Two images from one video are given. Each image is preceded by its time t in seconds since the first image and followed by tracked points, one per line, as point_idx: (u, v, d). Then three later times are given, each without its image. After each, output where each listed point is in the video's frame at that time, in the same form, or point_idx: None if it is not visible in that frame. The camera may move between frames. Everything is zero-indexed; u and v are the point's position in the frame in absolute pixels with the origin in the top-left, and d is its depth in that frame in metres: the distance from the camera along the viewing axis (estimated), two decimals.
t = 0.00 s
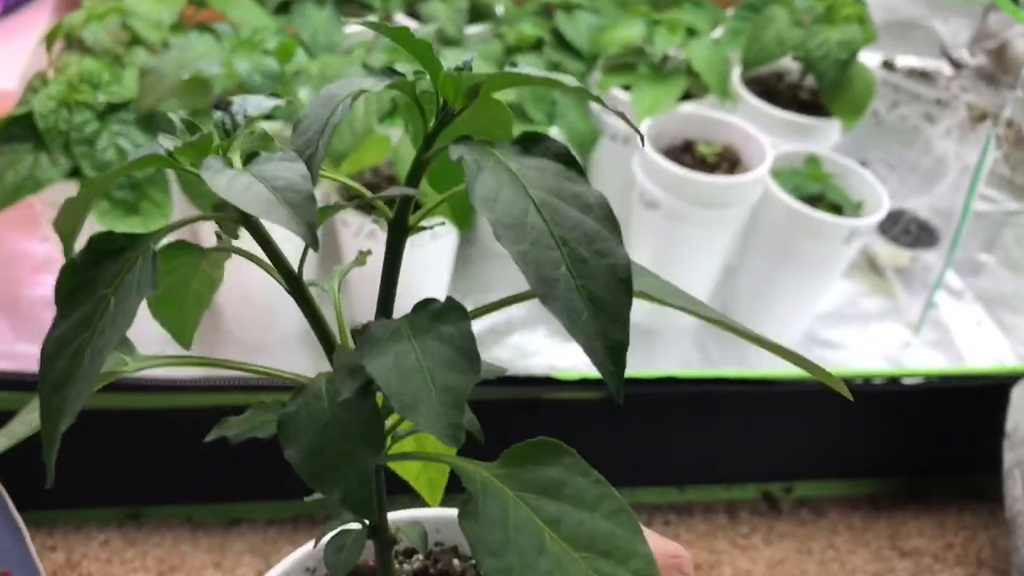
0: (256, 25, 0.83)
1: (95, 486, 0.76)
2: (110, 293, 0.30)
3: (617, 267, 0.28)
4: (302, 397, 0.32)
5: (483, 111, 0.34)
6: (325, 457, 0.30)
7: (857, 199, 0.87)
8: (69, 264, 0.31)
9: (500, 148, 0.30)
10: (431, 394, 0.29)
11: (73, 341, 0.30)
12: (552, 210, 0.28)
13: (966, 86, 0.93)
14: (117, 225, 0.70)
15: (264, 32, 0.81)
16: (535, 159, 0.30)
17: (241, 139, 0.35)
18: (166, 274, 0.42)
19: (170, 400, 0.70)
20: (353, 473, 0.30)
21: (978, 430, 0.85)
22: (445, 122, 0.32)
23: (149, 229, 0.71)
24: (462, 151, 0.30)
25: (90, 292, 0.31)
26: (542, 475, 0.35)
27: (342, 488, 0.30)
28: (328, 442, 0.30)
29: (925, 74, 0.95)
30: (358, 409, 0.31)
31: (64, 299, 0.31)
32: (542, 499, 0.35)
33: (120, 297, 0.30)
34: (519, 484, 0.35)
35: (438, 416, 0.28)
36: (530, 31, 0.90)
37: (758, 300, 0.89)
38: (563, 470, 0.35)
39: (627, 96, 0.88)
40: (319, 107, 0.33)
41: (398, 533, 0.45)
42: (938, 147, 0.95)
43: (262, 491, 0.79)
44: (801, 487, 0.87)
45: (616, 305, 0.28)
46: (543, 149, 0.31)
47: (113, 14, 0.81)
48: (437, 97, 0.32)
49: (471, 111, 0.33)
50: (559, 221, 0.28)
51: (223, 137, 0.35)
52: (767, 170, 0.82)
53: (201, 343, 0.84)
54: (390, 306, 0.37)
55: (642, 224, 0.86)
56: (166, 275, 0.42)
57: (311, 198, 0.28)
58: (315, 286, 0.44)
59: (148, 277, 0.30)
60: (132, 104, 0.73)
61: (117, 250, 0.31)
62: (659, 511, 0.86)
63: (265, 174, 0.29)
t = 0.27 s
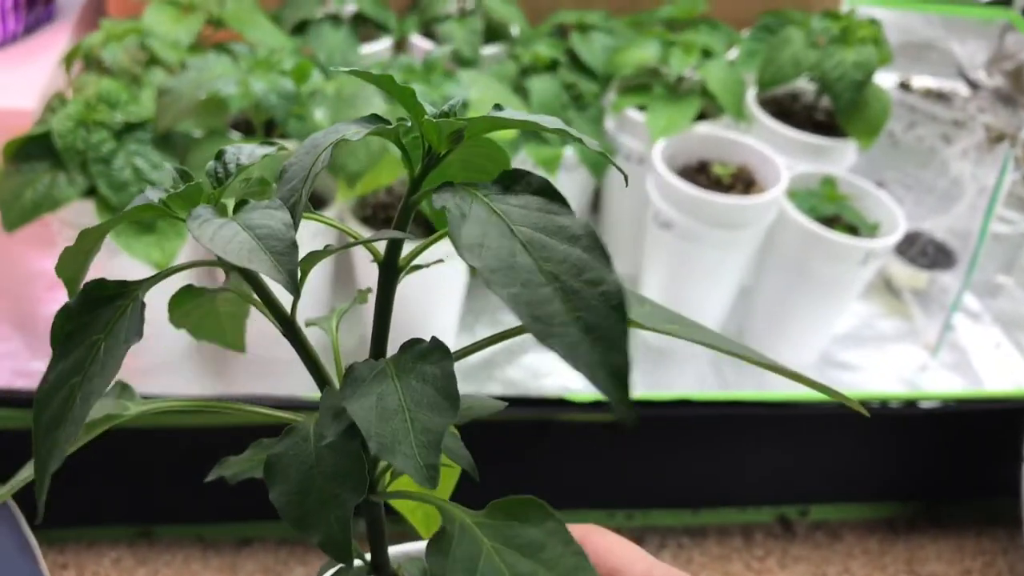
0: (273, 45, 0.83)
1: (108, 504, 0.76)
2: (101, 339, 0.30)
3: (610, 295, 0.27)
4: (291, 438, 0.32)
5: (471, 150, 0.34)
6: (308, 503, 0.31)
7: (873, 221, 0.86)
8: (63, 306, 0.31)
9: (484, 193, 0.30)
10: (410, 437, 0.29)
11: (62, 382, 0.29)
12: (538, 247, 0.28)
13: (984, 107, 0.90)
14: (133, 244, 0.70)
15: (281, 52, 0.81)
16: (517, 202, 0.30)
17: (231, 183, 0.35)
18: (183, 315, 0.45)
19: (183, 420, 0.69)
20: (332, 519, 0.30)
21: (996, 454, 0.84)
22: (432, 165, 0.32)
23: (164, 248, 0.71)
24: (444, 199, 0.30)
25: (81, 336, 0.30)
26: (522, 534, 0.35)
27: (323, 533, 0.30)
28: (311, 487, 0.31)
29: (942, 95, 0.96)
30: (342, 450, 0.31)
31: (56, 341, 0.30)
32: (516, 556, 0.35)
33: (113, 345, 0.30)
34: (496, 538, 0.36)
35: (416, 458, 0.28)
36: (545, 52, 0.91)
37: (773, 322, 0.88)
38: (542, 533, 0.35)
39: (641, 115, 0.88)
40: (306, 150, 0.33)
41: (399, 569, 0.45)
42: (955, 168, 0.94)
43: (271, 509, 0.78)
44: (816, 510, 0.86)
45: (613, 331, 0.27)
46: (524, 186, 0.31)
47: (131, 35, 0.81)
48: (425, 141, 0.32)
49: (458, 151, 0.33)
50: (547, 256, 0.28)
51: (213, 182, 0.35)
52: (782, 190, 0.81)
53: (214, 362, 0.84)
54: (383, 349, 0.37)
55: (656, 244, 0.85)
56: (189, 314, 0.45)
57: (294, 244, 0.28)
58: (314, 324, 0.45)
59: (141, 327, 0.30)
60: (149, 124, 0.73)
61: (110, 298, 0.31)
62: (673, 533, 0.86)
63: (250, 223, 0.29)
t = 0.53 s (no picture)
0: (284, 57, 0.84)
1: (120, 514, 0.76)
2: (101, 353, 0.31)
3: (607, 301, 0.28)
4: (291, 451, 0.33)
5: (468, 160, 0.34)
6: (307, 515, 0.31)
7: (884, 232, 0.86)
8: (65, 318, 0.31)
9: (479, 204, 0.30)
10: (408, 447, 0.29)
11: (63, 397, 0.30)
12: (534, 254, 0.28)
13: (995, 118, 0.91)
14: (146, 254, 0.70)
15: (292, 64, 0.82)
16: (512, 210, 0.30)
17: (229, 199, 0.35)
18: (168, 338, 0.45)
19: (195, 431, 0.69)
20: (331, 530, 0.30)
21: (1009, 467, 0.83)
22: (429, 178, 0.32)
23: (176, 258, 0.71)
24: (440, 210, 0.30)
25: (82, 349, 0.31)
26: (528, 535, 0.36)
27: (322, 545, 0.30)
28: (310, 500, 0.31)
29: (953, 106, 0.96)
30: (342, 462, 0.31)
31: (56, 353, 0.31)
32: (522, 557, 0.36)
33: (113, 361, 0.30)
34: (503, 541, 0.36)
35: (411, 468, 0.28)
36: (555, 63, 0.91)
37: (784, 334, 0.88)
38: (548, 532, 0.36)
39: (651, 127, 0.88)
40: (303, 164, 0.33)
41: None
42: (967, 180, 0.93)
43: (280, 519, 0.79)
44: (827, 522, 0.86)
45: (609, 337, 0.27)
46: (520, 196, 0.31)
47: (144, 46, 0.82)
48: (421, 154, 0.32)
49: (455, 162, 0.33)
50: (544, 264, 0.28)
51: (211, 197, 0.35)
52: (793, 202, 0.81)
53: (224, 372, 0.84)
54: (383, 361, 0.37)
55: (666, 255, 0.85)
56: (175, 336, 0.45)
57: (292, 257, 0.28)
58: (314, 338, 0.46)
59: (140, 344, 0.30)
60: (162, 135, 0.74)
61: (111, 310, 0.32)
62: (683, 545, 0.86)
63: (248, 238, 0.29)
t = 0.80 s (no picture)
0: (293, 60, 0.84)
1: (129, 516, 0.76)
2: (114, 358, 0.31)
3: (614, 307, 0.28)
4: (301, 453, 0.33)
5: (474, 166, 0.34)
6: (318, 515, 0.31)
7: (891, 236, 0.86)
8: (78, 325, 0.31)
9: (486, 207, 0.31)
10: (419, 447, 0.29)
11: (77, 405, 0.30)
12: (543, 259, 0.28)
13: (1002, 123, 0.90)
14: (155, 257, 0.71)
15: (301, 67, 0.82)
16: (521, 215, 0.30)
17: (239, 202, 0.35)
18: (179, 340, 0.45)
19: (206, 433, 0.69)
20: (343, 531, 0.30)
21: (1017, 472, 0.83)
22: (437, 180, 0.33)
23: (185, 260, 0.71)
24: (450, 214, 0.30)
25: (94, 355, 0.31)
26: (537, 533, 0.36)
27: (333, 543, 0.30)
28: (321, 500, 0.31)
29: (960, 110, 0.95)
30: (352, 462, 0.31)
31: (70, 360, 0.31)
32: (531, 555, 0.36)
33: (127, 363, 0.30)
34: (513, 540, 0.36)
35: (422, 467, 0.28)
36: (563, 67, 0.91)
37: (792, 338, 0.88)
38: (558, 531, 0.36)
39: (659, 130, 0.88)
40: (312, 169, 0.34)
41: None
42: (975, 184, 0.93)
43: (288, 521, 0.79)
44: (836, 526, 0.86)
45: (616, 343, 0.27)
46: (529, 202, 0.31)
47: (154, 49, 0.82)
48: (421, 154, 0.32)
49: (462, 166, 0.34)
50: (552, 269, 0.28)
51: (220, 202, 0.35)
52: (801, 206, 0.81)
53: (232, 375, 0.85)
54: (392, 363, 0.38)
55: (674, 258, 0.85)
56: (186, 338, 0.45)
57: (303, 257, 0.28)
58: (324, 341, 0.46)
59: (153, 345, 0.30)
60: (172, 137, 0.74)
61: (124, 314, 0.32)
62: (691, 550, 0.86)
63: (260, 240, 0.29)
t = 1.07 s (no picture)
0: (297, 59, 0.84)
1: (132, 513, 0.76)
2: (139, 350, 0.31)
3: (629, 300, 0.28)
4: (320, 443, 0.32)
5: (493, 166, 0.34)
6: (337, 503, 0.31)
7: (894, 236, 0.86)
8: (104, 319, 0.31)
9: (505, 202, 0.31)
10: (440, 433, 0.29)
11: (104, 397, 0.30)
12: (560, 252, 0.28)
13: (1006, 123, 0.90)
14: (159, 254, 0.71)
15: (305, 66, 0.82)
16: (539, 211, 0.30)
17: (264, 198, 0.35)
18: (196, 338, 0.45)
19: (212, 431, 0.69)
20: (365, 518, 0.30)
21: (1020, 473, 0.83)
22: (456, 181, 0.32)
23: (189, 258, 0.72)
24: (470, 208, 0.30)
25: (121, 347, 0.31)
26: (550, 529, 0.36)
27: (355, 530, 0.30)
28: (338, 488, 0.31)
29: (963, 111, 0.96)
30: (371, 451, 0.31)
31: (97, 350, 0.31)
32: (544, 550, 0.36)
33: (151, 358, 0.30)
34: (525, 533, 0.36)
35: (444, 450, 0.28)
36: (566, 66, 0.91)
37: (795, 338, 0.88)
38: (570, 526, 0.36)
39: (662, 130, 0.88)
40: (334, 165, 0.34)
41: None
42: (978, 184, 0.93)
43: (291, 519, 0.79)
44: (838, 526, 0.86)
45: (631, 335, 0.27)
46: (546, 199, 0.31)
47: (158, 47, 0.82)
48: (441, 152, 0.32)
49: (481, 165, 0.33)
50: (569, 262, 0.28)
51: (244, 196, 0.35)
52: (804, 206, 0.81)
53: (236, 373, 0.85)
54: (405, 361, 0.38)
55: (677, 258, 0.85)
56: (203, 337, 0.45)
57: (328, 249, 0.28)
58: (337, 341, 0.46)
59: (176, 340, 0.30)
60: (176, 136, 0.74)
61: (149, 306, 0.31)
62: (693, 549, 0.86)
63: (285, 231, 0.29)
